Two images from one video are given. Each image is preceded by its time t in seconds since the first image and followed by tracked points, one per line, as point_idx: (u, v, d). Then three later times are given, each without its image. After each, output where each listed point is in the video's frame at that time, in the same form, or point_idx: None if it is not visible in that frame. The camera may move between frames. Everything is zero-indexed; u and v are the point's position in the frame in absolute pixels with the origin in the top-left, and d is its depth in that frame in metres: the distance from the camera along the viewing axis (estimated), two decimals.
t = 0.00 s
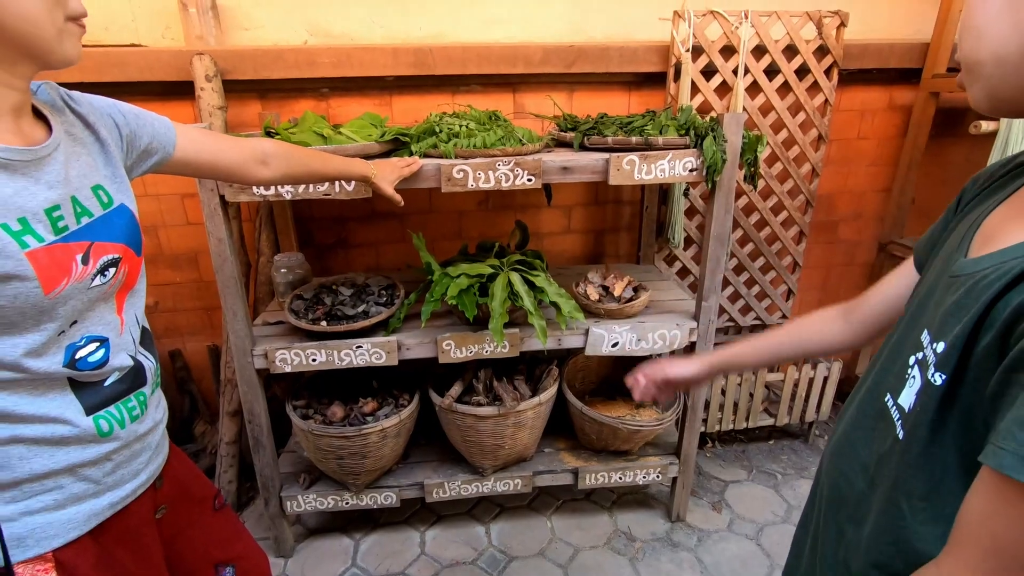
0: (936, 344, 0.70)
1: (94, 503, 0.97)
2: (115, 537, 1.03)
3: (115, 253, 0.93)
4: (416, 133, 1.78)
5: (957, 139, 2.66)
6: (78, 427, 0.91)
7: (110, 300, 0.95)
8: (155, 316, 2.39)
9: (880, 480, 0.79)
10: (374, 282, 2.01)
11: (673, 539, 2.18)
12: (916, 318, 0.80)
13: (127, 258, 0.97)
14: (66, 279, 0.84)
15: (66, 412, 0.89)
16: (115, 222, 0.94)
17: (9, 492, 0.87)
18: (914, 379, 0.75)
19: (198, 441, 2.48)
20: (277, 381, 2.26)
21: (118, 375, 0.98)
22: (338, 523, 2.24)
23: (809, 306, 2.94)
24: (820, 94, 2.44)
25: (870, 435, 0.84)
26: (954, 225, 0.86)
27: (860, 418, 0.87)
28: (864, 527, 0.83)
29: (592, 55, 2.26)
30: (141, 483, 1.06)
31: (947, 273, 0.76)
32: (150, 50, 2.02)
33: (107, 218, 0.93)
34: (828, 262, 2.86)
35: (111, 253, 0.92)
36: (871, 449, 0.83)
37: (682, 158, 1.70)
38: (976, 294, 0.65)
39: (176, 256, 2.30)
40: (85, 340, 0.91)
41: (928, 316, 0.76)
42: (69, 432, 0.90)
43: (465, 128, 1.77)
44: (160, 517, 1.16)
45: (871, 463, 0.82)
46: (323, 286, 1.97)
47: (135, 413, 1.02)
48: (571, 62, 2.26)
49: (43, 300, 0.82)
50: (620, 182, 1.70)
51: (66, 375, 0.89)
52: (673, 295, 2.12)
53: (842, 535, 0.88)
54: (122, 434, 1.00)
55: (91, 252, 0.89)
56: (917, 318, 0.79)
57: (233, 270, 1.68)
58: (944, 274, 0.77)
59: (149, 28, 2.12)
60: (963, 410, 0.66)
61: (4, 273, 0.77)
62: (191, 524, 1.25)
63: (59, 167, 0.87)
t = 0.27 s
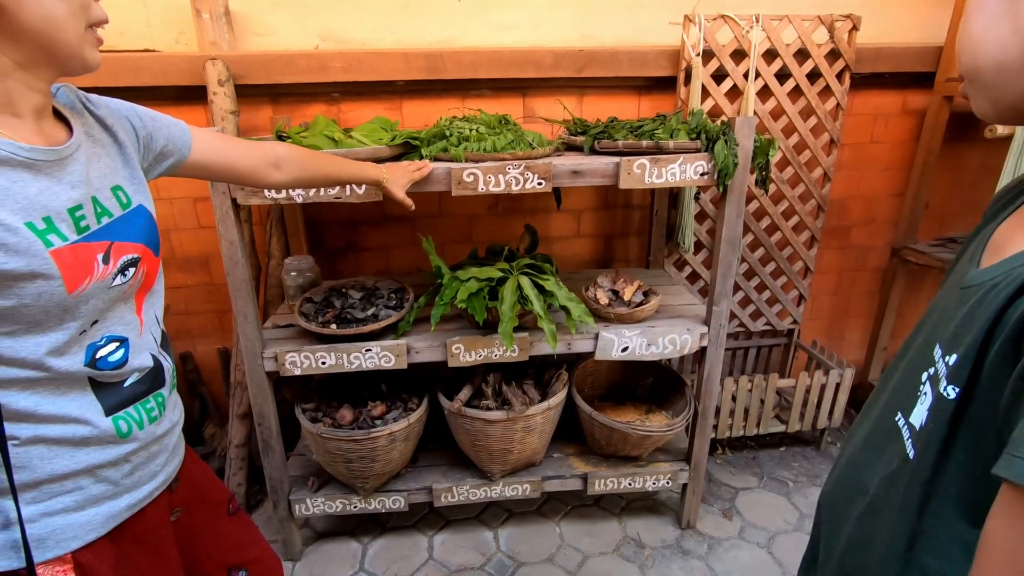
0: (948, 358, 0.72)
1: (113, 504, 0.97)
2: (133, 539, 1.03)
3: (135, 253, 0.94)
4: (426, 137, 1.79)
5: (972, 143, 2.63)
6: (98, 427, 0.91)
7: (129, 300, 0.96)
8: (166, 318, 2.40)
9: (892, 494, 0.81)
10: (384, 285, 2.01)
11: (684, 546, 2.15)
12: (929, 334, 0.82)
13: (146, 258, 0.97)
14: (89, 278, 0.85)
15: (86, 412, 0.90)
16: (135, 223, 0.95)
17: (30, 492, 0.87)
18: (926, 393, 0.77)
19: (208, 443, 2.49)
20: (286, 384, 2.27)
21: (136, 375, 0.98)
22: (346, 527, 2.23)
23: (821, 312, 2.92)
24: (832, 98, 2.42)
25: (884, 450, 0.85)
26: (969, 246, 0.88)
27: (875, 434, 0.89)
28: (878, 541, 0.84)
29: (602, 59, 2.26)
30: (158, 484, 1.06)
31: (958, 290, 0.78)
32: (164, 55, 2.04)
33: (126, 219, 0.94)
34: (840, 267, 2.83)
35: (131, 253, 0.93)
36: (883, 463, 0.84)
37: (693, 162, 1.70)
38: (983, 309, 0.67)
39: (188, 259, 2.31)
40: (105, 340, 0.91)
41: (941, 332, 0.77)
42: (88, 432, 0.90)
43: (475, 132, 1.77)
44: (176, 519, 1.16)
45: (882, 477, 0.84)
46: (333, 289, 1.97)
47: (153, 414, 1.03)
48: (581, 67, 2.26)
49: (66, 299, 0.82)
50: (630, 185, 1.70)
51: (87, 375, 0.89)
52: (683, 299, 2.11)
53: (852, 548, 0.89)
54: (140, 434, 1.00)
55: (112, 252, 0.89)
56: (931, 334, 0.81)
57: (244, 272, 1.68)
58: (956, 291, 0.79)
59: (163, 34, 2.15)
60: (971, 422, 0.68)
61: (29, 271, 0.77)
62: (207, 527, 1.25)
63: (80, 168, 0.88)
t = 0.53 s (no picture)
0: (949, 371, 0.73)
1: (121, 500, 0.98)
2: (140, 535, 1.04)
3: (145, 251, 0.95)
4: (433, 139, 1.80)
5: (980, 146, 2.62)
6: (107, 423, 0.92)
7: (139, 298, 0.97)
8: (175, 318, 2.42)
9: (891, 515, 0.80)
10: (390, 286, 2.02)
11: (688, 550, 2.14)
12: (945, 354, 0.82)
13: (157, 256, 0.98)
14: (100, 274, 0.86)
15: (96, 407, 0.91)
16: (146, 222, 0.96)
17: (40, 486, 0.89)
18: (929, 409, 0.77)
19: (215, 443, 2.51)
20: (293, 384, 2.28)
21: (146, 371, 0.99)
22: (351, 527, 2.24)
23: (828, 315, 2.90)
24: (840, 101, 2.42)
25: (889, 467, 0.85)
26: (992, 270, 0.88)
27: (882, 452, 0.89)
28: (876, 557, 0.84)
29: (609, 62, 2.27)
30: (166, 481, 1.08)
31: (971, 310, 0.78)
32: (175, 58, 2.07)
33: (138, 217, 0.95)
34: (847, 271, 2.82)
35: (141, 251, 0.94)
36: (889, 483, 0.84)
37: (699, 164, 1.70)
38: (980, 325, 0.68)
39: (196, 260, 2.33)
40: (115, 336, 0.93)
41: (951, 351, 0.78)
42: (98, 428, 0.91)
43: (481, 134, 1.78)
44: (184, 516, 1.17)
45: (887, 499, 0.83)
46: (339, 290, 1.98)
47: (162, 411, 1.04)
48: (587, 70, 2.27)
49: (78, 294, 0.84)
50: (636, 188, 1.70)
51: (96, 371, 0.91)
52: (689, 302, 2.11)
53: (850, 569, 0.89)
54: (149, 431, 1.01)
55: (123, 249, 0.91)
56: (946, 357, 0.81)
57: (252, 272, 1.70)
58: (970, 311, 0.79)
59: (174, 37, 2.17)
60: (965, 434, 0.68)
61: (41, 266, 0.79)
62: (215, 524, 1.26)
63: (93, 166, 0.89)
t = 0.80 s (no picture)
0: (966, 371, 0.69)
1: (115, 493, 0.99)
2: (134, 529, 1.05)
3: (141, 243, 0.95)
4: (432, 135, 1.80)
5: (982, 142, 2.61)
6: (102, 415, 0.93)
7: (134, 292, 0.98)
8: (176, 315, 2.43)
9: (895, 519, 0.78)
10: (390, 282, 2.02)
11: (689, 546, 2.14)
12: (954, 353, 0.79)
13: (153, 249, 0.99)
14: (96, 265, 0.86)
15: (91, 399, 0.91)
16: (141, 215, 0.96)
17: (35, 477, 0.89)
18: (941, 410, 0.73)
19: (216, 439, 2.52)
20: (293, 381, 2.29)
21: (142, 365, 0.99)
22: (352, 523, 2.25)
23: (829, 312, 2.90)
24: (841, 97, 2.41)
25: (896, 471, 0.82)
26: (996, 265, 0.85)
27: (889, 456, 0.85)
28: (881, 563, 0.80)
29: (609, 59, 2.27)
30: (160, 474, 1.08)
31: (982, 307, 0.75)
32: (175, 55, 2.07)
33: (134, 210, 0.95)
34: (848, 268, 2.81)
35: (138, 243, 0.94)
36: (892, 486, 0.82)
37: (699, 160, 1.70)
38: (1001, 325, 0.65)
39: (197, 257, 2.34)
40: (112, 328, 0.93)
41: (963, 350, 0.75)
42: (93, 420, 0.92)
43: (481, 130, 1.78)
44: (180, 510, 1.18)
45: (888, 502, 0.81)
46: (339, 286, 1.99)
47: (158, 404, 1.04)
48: (588, 66, 2.26)
49: (73, 285, 0.84)
50: (635, 183, 1.70)
51: (91, 364, 0.91)
52: (689, 298, 2.10)
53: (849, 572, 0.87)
54: (144, 424, 1.01)
55: (119, 241, 0.91)
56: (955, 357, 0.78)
57: (252, 269, 1.70)
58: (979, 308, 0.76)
59: (175, 34, 2.18)
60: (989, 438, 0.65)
61: (37, 256, 0.79)
62: (212, 519, 1.27)
63: (88, 159, 0.89)
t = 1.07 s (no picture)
0: (989, 369, 0.68)
1: (114, 494, 0.99)
2: (134, 532, 1.05)
3: (141, 243, 0.95)
4: (430, 134, 1.80)
5: (977, 139, 2.62)
6: (101, 414, 0.93)
7: (135, 292, 0.98)
8: (174, 315, 2.43)
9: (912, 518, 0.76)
10: (388, 282, 2.02)
11: (687, 543, 2.16)
12: (953, 346, 0.77)
13: (152, 250, 0.99)
14: (97, 260, 0.87)
15: (89, 398, 0.91)
16: (141, 219, 0.96)
17: (36, 479, 0.90)
18: (947, 403, 0.73)
19: (215, 439, 2.52)
20: (292, 380, 2.29)
21: (141, 365, 1.00)
22: (352, 522, 2.25)
23: (826, 309, 2.91)
24: (837, 95, 2.41)
25: (891, 464, 0.81)
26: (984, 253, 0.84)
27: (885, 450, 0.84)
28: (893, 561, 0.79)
29: (606, 57, 2.27)
30: (160, 477, 1.08)
31: (989, 301, 0.73)
32: (172, 55, 2.07)
33: (134, 213, 0.95)
34: (845, 265, 2.82)
35: (137, 243, 0.94)
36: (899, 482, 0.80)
37: (696, 158, 1.70)
38: None
39: (195, 257, 2.34)
40: (113, 328, 0.93)
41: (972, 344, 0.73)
42: (92, 419, 0.92)
43: (478, 129, 1.78)
44: (180, 512, 1.19)
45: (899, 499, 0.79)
46: (338, 286, 1.99)
47: (158, 405, 1.04)
48: (585, 65, 2.27)
49: (75, 280, 0.84)
50: (633, 182, 1.71)
51: (92, 362, 0.91)
52: (687, 296, 2.11)
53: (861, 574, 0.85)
54: (144, 424, 1.02)
55: (121, 240, 0.91)
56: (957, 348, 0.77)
57: (251, 269, 1.71)
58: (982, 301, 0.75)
59: (171, 34, 2.17)
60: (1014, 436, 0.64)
61: (38, 251, 0.80)
62: (212, 519, 1.27)
63: (88, 162, 0.90)
